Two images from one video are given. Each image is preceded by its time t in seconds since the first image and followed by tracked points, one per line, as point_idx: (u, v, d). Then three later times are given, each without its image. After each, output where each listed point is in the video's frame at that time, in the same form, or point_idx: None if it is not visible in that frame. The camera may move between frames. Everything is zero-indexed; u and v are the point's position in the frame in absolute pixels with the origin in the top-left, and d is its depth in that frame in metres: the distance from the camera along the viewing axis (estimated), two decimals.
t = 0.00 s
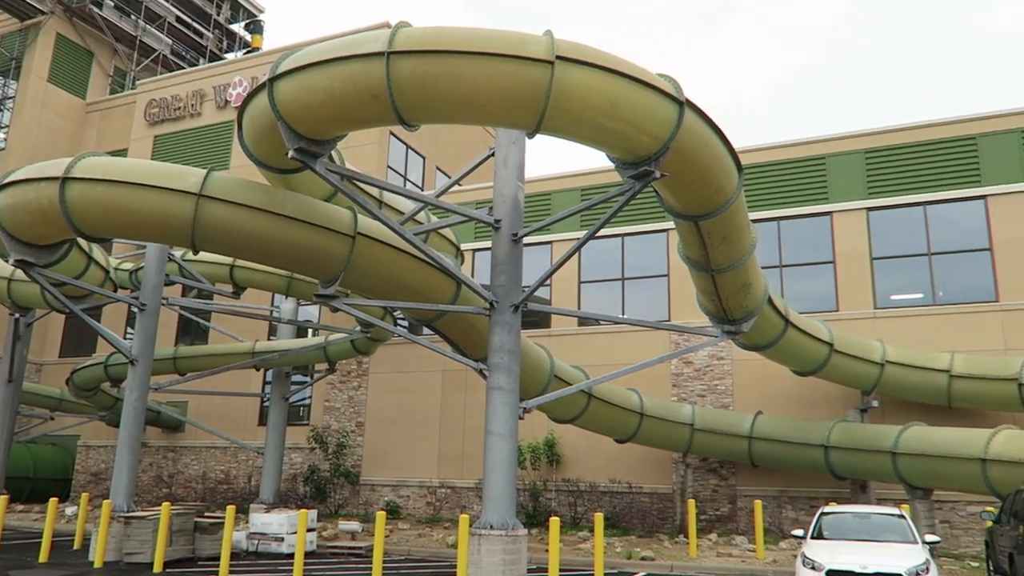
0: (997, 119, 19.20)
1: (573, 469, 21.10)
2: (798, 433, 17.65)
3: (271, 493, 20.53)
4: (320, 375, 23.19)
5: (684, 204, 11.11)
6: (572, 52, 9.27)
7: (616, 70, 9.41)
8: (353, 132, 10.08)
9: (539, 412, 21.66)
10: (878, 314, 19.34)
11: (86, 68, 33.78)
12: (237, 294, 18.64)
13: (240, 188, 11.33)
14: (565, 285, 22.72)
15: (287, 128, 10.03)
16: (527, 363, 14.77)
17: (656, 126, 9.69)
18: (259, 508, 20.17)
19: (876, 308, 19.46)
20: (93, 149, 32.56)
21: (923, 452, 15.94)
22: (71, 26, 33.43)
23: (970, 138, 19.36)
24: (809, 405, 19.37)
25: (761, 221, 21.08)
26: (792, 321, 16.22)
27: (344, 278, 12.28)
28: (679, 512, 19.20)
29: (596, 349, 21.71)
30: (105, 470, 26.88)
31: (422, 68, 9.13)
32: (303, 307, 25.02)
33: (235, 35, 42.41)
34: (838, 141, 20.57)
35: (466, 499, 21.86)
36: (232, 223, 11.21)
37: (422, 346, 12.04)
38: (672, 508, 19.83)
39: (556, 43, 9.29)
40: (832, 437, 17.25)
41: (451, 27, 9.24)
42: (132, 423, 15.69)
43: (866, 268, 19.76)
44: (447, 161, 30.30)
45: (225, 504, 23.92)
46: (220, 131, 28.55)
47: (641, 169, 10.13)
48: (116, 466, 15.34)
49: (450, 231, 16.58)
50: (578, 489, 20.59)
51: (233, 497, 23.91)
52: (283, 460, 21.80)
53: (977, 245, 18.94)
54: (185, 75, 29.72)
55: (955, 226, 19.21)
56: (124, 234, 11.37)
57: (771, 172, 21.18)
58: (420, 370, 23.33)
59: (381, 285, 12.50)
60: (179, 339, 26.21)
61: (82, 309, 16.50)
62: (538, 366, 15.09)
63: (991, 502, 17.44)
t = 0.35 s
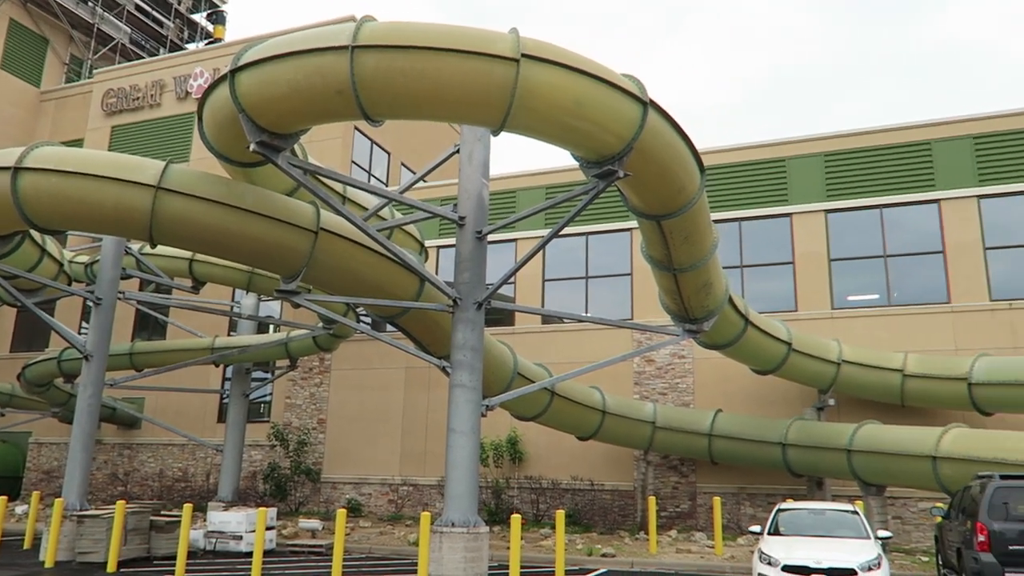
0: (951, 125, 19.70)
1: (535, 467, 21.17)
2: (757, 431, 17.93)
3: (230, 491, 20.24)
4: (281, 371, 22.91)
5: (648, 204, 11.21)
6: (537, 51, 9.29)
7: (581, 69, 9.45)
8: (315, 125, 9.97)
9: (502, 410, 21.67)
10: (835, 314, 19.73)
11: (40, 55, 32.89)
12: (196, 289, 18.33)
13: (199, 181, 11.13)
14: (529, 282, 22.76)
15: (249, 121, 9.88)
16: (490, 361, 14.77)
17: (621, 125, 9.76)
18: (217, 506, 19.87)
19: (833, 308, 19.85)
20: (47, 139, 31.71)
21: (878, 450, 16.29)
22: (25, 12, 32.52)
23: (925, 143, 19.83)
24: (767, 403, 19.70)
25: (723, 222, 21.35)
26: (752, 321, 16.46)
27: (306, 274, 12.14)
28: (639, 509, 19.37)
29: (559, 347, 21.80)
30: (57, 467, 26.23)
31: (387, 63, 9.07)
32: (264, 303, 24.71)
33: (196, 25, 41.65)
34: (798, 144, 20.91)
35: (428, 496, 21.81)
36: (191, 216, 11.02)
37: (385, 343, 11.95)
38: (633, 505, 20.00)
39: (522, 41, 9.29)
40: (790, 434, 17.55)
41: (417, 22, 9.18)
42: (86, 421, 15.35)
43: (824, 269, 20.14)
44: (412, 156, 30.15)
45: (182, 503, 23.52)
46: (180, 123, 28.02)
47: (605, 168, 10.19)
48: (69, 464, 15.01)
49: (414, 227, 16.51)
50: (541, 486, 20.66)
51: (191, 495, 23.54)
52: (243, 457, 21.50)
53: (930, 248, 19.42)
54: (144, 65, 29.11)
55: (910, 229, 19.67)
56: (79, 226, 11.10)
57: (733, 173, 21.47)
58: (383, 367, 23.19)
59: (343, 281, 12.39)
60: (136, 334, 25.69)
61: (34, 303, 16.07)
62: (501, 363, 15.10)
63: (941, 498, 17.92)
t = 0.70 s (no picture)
0: (908, 131, 20.13)
1: (498, 464, 21.19)
2: (717, 429, 18.17)
3: (187, 489, 19.88)
4: (241, 367, 22.60)
5: (612, 203, 11.28)
6: (503, 48, 9.29)
7: (547, 68, 9.47)
8: (278, 119, 9.85)
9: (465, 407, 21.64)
10: (794, 314, 20.07)
11: None
12: (154, 283, 18.00)
13: (159, 172, 10.91)
14: (494, 280, 22.75)
15: (210, 113, 9.71)
16: (454, 358, 14.75)
17: (586, 125, 9.81)
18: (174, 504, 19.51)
19: (792, 309, 20.19)
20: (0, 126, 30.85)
21: (834, 449, 16.61)
22: None
23: (883, 148, 20.23)
24: (727, 402, 19.97)
25: (686, 222, 21.59)
26: (713, 321, 16.68)
27: (267, 269, 11.99)
28: (601, 506, 19.52)
29: (523, 345, 21.85)
30: (8, 464, 25.55)
31: (352, 57, 8.99)
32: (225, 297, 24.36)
33: (158, 14, 40.89)
34: (761, 147, 21.21)
35: (390, 494, 21.71)
36: (151, 208, 10.81)
37: (348, 339, 11.83)
38: (594, 503, 20.13)
39: (488, 38, 9.28)
40: (749, 433, 17.83)
41: (383, 16, 9.12)
42: (38, 417, 14.99)
43: (784, 271, 20.47)
44: (377, 151, 29.95)
45: (137, 500, 23.05)
46: (140, 113, 27.46)
47: (570, 167, 10.23)
48: (19, 461, 14.65)
49: (378, 223, 16.41)
50: (503, 484, 20.67)
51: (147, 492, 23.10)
52: (201, 454, 21.15)
53: (887, 251, 19.85)
54: (103, 53, 28.47)
55: (867, 232, 20.10)
56: (33, 216, 10.82)
57: (696, 174, 21.71)
58: (346, 364, 23.02)
59: (306, 276, 12.27)
60: (91, 328, 25.14)
61: None
62: (465, 360, 15.08)
63: (893, 495, 18.35)
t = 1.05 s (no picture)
0: (865, 136, 20.54)
1: (459, 462, 21.15)
2: (676, 428, 18.36)
3: (141, 487, 19.48)
4: (199, 363, 22.25)
5: (575, 203, 11.32)
6: (469, 45, 9.26)
7: (513, 66, 9.47)
8: (239, 111, 9.70)
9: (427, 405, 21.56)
10: (753, 315, 20.37)
11: None
12: (108, 276, 17.63)
13: (115, 163, 10.66)
14: (457, 277, 22.69)
15: (168, 104, 9.52)
16: (415, 356, 14.68)
17: (551, 125, 9.84)
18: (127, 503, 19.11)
19: (752, 310, 20.49)
20: None
21: (790, 448, 16.90)
22: None
23: (841, 153, 20.63)
24: (687, 401, 20.20)
25: (650, 223, 21.78)
26: (674, 321, 16.85)
27: (226, 263, 11.79)
28: (561, 504, 19.60)
29: (486, 342, 21.84)
30: None
31: (315, 51, 8.88)
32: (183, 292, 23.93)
33: (116, 2, 39.99)
34: (723, 149, 21.47)
35: (350, 492, 21.55)
36: (106, 200, 10.55)
37: (308, 335, 11.69)
38: (555, 501, 20.22)
39: (453, 35, 9.24)
40: (708, 432, 18.05)
41: (348, 10, 9.02)
42: None
43: (744, 272, 20.76)
44: (341, 146, 29.68)
45: (89, 499, 22.53)
46: (96, 102, 26.82)
47: (534, 166, 10.24)
48: None
49: (341, 219, 16.26)
50: (464, 482, 20.65)
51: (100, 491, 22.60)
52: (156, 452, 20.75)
53: (843, 254, 20.26)
54: (58, 40, 27.74)
55: (825, 235, 20.48)
56: None
57: (660, 175, 21.91)
58: (306, 361, 22.77)
59: (266, 272, 12.12)
60: (43, 322, 24.52)
61: None
62: (427, 358, 15.02)
63: (847, 493, 18.75)
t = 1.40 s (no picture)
0: (823, 139, 20.91)
1: (420, 458, 21.08)
2: (636, 424, 18.52)
3: (93, 484, 19.06)
4: (154, 358, 21.83)
5: (538, 199, 11.33)
6: (432, 39, 9.20)
7: (476, 62, 9.44)
8: (197, 101, 9.51)
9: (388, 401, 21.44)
10: (713, 313, 20.63)
11: None
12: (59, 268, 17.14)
13: (67, 152, 10.38)
14: (420, 273, 22.58)
15: (123, 92, 9.30)
16: (376, 351, 14.58)
17: (514, 121, 9.83)
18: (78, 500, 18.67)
19: (711, 308, 20.75)
20: None
21: (747, 444, 17.15)
22: None
23: (799, 155, 20.98)
24: (646, 398, 20.40)
25: (612, 221, 21.92)
26: (635, 318, 16.99)
27: (182, 256, 11.58)
28: (522, 500, 19.66)
29: (449, 339, 21.77)
30: None
31: (275, 41, 8.75)
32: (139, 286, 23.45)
33: None
34: (685, 149, 21.68)
35: (309, 489, 21.33)
36: (58, 190, 10.27)
37: (267, 330, 11.54)
38: (515, 497, 20.26)
39: (416, 29, 9.18)
40: (667, 428, 18.24)
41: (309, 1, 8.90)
42: None
43: (704, 271, 21.00)
44: (302, 139, 29.33)
45: (39, 496, 21.97)
46: (49, 90, 26.12)
47: (497, 163, 10.22)
48: None
49: (302, 212, 16.06)
50: (425, 478, 20.58)
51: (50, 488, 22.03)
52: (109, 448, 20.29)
53: (801, 254, 20.62)
54: (9, 25, 26.94)
55: (783, 235, 20.82)
56: None
57: (622, 174, 22.05)
58: (265, 356, 22.46)
59: (224, 266, 11.93)
60: None
61: None
62: (388, 354, 14.93)
63: (801, 489, 19.12)
